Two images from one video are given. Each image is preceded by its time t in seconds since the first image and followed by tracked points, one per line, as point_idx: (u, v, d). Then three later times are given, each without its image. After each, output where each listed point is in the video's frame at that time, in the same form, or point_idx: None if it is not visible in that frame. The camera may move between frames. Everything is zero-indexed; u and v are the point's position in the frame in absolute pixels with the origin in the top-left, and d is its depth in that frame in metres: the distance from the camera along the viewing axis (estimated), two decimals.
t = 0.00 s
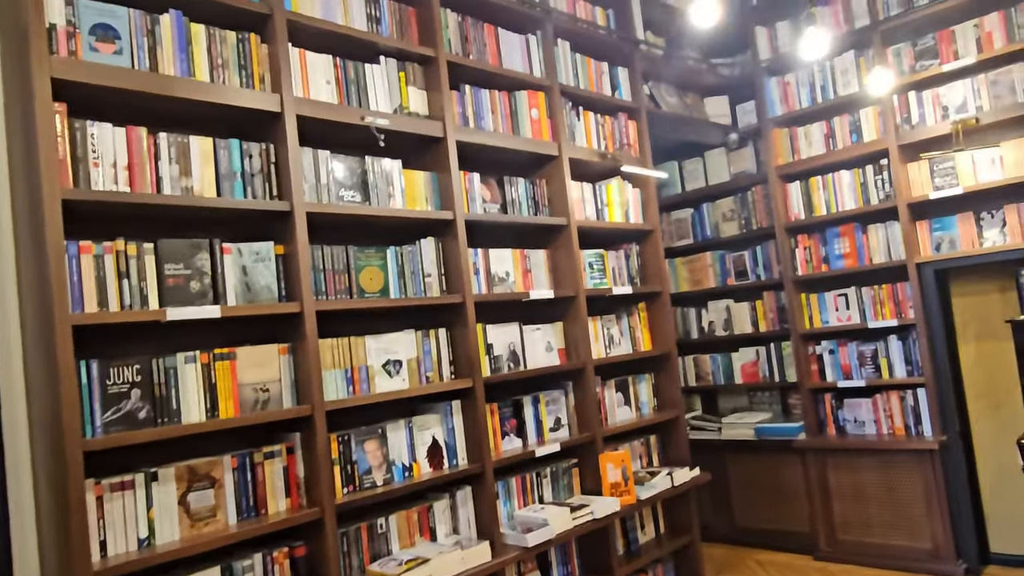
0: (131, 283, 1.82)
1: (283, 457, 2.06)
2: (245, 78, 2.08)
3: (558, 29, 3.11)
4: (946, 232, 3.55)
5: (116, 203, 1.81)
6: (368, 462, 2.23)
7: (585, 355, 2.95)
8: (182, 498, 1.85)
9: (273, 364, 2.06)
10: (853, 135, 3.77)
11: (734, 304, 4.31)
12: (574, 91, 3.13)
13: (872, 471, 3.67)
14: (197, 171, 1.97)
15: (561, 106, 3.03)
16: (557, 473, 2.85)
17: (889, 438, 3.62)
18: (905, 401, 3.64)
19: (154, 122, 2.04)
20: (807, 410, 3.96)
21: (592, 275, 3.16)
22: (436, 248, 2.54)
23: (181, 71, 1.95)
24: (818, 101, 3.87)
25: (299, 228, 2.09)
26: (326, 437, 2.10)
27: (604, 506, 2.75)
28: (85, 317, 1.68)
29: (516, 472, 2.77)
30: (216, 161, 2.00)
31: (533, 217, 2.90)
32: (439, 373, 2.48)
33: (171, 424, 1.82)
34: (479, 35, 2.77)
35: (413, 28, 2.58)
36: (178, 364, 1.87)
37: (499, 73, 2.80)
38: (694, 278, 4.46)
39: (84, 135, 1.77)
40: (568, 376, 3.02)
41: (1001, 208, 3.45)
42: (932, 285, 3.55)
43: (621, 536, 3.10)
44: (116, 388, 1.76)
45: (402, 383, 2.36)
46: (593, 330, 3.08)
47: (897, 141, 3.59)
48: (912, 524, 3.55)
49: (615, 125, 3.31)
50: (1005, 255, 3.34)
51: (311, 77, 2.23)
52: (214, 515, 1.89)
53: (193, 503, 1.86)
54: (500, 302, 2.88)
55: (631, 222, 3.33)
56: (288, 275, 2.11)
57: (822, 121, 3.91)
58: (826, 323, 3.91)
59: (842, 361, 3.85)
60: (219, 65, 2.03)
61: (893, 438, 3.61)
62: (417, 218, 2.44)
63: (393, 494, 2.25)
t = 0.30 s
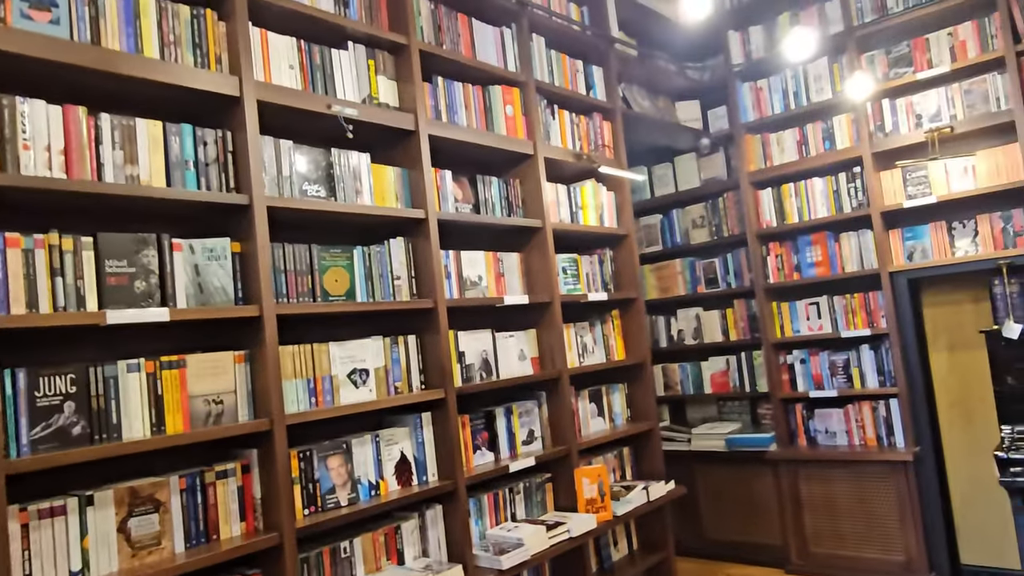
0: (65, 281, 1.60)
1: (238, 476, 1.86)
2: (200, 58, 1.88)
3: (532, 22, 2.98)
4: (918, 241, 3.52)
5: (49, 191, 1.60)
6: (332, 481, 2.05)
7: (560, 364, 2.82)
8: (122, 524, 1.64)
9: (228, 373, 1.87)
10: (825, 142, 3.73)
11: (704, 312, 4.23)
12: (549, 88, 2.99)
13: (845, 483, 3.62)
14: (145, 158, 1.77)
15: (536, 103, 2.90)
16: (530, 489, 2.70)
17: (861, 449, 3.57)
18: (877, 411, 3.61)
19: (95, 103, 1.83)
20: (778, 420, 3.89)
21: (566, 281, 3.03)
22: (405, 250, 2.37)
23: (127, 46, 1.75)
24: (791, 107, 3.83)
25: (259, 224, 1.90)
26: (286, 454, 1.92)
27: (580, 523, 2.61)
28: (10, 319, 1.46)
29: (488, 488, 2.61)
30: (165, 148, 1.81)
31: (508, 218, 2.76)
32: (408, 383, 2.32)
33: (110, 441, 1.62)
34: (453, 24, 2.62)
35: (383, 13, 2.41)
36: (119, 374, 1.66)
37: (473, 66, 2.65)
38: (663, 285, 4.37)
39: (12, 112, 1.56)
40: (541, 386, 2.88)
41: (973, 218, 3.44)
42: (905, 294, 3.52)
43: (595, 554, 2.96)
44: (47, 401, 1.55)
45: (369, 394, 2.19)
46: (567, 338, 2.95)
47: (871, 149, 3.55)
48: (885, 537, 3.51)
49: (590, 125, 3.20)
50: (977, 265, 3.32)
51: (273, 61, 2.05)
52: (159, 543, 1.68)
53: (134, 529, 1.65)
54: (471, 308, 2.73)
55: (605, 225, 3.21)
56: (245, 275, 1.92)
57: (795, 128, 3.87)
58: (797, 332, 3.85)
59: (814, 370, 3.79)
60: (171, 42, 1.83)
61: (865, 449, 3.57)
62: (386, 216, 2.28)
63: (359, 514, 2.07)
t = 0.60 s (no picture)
0: None
1: (190, 495, 1.67)
2: (152, 30, 1.70)
3: (507, 15, 2.86)
4: (891, 248, 3.51)
5: None
6: (295, 499, 1.87)
7: (536, 373, 2.68)
8: (55, 552, 1.43)
9: (181, 381, 1.67)
10: (799, 149, 3.70)
11: (674, 320, 4.14)
12: (524, 84, 2.87)
13: (819, 495, 3.57)
14: (89, 138, 1.57)
15: (512, 98, 2.77)
16: (505, 504, 2.54)
17: (834, 460, 3.52)
18: (850, 421, 3.57)
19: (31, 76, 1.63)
20: (750, 431, 3.82)
21: (540, 285, 2.89)
22: (375, 249, 2.21)
23: (70, 12, 1.55)
24: (763, 112, 3.79)
25: (218, 215, 1.72)
26: (246, 470, 1.73)
27: (558, 540, 2.46)
28: None
29: (461, 504, 2.45)
30: (112, 127, 1.62)
31: (482, 218, 2.61)
32: (377, 393, 2.15)
33: (43, 457, 1.41)
34: (426, 11, 2.48)
35: None
36: (54, 380, 1.46)
37: (446, 56, 2.51)
38: (632, 293, 4.27)
39: None
40: (516, 396, 2.73)
41: (944, 226, 3.44)
42: (880, 302, 3.49)
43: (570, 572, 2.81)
44: None
45: (336, 404, 2.02)
46: (543, 345, 2.82)
47: (845, 156, 3.53)
48: (858, 549, 3.46)
49: (566, 124, 3.08)
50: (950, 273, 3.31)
51: (235, 38, 1.87)
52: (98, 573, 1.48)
53: (70, 558, 1.45)
54: (442, 313, 2.57)
55: (580, 229, 3.09)
56: (202, 272, 1.74)
57: (767, 134, 3.83)
58: (769, 341, 3.80)
59: (786, 380, 3.73)
60: (120, 11, 1.64)
61: (838, 460, 3.53)
62: (355, 211, 2.11)
63: (324, 536, 1.88)
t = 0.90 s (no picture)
0: None
1: (128, 522, 1.48)
2: None
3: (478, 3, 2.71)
4: (861, 253, 3.46)
5: None
6: (248, 523, 1.68)
7: (507, 380, 2.54)
8: None
9: (118, 392, 1.48)
10: (770, 152, 3.63)
11: (642, 326, 4.04)
12: (495, 77, 2.73)
13: (790, 504, 3.49)
14: (11, 114, 1.37)
15: (482, 91, 2.63)
16: (475, 521, 2.39)
17: (805, 468, 3.46)
18: (821, 428, 3.51)
19: None
20: (720, 439, 3.74)
21: (511, 289, 2.75)
22: (338, 247, 2.04)
23: None
24: (733, 114, 3.72)
25: (163, 206, 1.54)
26: (193, 492, 1.54)
27: (533, 557, 2.30)
28: None
29: (429, 522, 2.29)
30: (40, 104, 1.42)
31: (452, 216, 2.46)
32: (339, 404, 1.98)
33: None
34: None
35: None
36: None
37: (414, 43, 2.35)
38: (599, 297, 4.16)
39: None
40: (486, 405, 2.58)
41: (915, 231, 3.41)
42: (851, 308, 3.45)
43: None
44: None
45: (294, 416, 1.84)
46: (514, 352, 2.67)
47: (816, 160, 3.47)
48: (830, 559, 3.40)
49: (537, 120, 2.95)
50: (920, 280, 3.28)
51: (184, 10, 1.69)
52: None
53: None
54: (408, 317, 2.41)
55: (551, 229, 2.96)
56: (144, 270, 1.55)
57: (737, 136, 3.76)
58: (740, 347, 3.73)
59: (757, 387, 3.67)
60: None
61: (809, 468, 3.47)
62: (316, 205, 1.94)
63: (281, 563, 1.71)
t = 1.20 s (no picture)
0: None
1: (38, 550, 1.27)
2: None
3: None
4: (831, 261, 3.40)
5: None
6: (182, 548, 1.49)
7: (473, 389, 2.38)
8: None
9: (29, 398, 1.28)
10: (739, 156, 3.57)
11: (608, 334, 3.92)
12: (462, 67, 2.59)
13: (760, 518, 3.39)
14: None
15: (449, 81, 2.48)
16: (437, 540, 2.21)
17: (774, 481, 3.37)
18: (790, 439, 3.42)
19: None
20: (688, 451, 3.63)
21: (476, 292, 2.59)
22: (291, 241, 1.86)
23: None
24: (703, 118, 3.64)
25: (88, 184, 1.35)
26: (118, 514, 1.34)
27: None
28: None
29: (387, 542, 2.11)
30: None
31: (416, 211, 2.30)
32: (289, 413, 1.80)
33: None
34: None
35: None
36: None
37: (378, 25, 2.19)
38: (564, 305, 4.03)
39: None
40: (449, 414, 2.42)
41: (884, 239, 3.36)
42: (821, 316, 3.38)
43: None
44: None
45: (237, 427, 1.65)
46: (480, 358, 2.51)
47: (787, 165, 3.41)
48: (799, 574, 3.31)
49: (505, 115, 2.82)
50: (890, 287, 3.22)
51: None
52: None
53: None
54: (367, 319, 2.24)
55: (519, 230, 2.82)
56: (65, 257, 1.35)
57: (707, 141, 3.69)
58: (708, 356, 3.63)
59: (725, 397, 3.57)
60: None
61: (777, 480, 3.38)
62: (267, 192, 1.76)
63: None
